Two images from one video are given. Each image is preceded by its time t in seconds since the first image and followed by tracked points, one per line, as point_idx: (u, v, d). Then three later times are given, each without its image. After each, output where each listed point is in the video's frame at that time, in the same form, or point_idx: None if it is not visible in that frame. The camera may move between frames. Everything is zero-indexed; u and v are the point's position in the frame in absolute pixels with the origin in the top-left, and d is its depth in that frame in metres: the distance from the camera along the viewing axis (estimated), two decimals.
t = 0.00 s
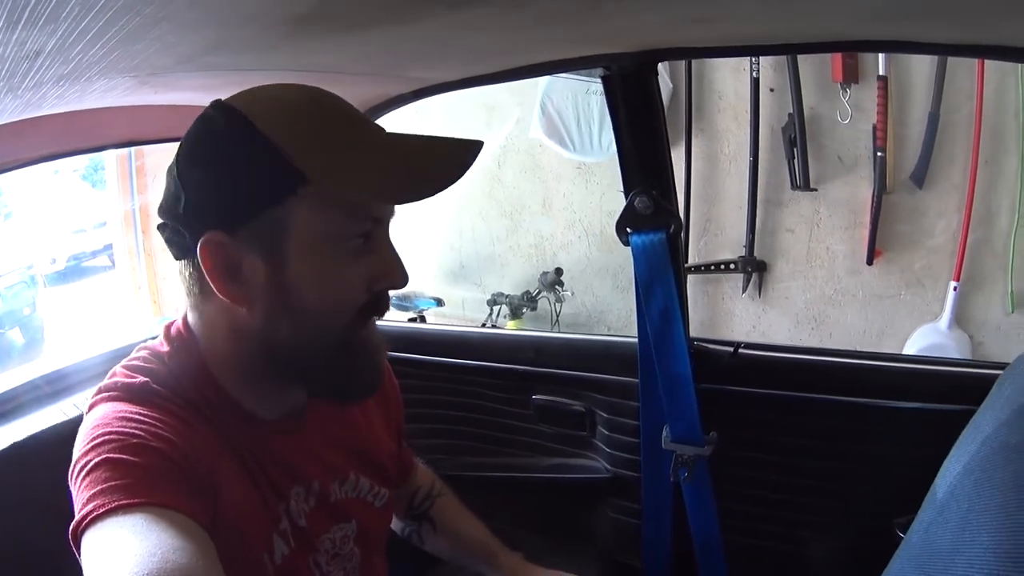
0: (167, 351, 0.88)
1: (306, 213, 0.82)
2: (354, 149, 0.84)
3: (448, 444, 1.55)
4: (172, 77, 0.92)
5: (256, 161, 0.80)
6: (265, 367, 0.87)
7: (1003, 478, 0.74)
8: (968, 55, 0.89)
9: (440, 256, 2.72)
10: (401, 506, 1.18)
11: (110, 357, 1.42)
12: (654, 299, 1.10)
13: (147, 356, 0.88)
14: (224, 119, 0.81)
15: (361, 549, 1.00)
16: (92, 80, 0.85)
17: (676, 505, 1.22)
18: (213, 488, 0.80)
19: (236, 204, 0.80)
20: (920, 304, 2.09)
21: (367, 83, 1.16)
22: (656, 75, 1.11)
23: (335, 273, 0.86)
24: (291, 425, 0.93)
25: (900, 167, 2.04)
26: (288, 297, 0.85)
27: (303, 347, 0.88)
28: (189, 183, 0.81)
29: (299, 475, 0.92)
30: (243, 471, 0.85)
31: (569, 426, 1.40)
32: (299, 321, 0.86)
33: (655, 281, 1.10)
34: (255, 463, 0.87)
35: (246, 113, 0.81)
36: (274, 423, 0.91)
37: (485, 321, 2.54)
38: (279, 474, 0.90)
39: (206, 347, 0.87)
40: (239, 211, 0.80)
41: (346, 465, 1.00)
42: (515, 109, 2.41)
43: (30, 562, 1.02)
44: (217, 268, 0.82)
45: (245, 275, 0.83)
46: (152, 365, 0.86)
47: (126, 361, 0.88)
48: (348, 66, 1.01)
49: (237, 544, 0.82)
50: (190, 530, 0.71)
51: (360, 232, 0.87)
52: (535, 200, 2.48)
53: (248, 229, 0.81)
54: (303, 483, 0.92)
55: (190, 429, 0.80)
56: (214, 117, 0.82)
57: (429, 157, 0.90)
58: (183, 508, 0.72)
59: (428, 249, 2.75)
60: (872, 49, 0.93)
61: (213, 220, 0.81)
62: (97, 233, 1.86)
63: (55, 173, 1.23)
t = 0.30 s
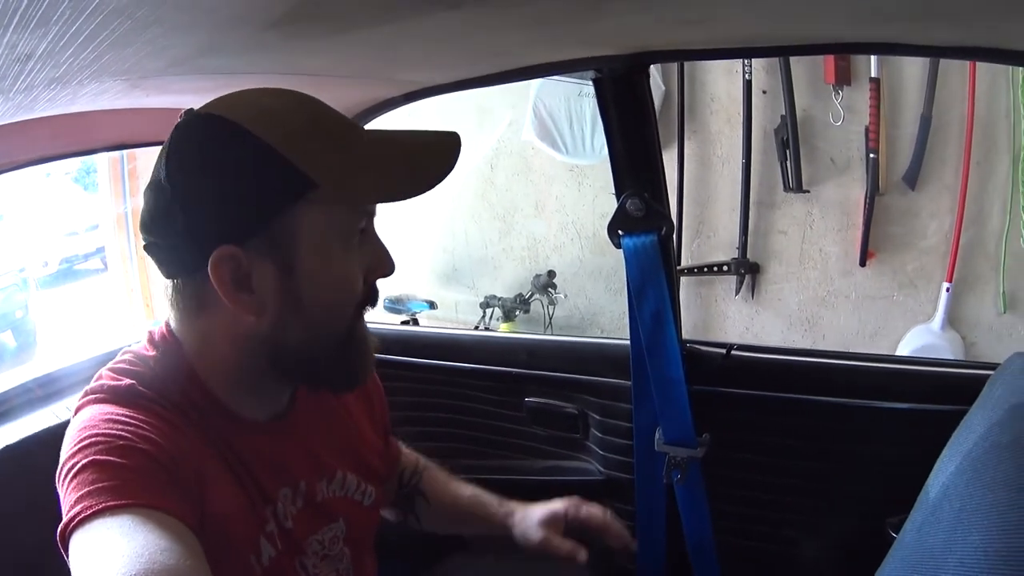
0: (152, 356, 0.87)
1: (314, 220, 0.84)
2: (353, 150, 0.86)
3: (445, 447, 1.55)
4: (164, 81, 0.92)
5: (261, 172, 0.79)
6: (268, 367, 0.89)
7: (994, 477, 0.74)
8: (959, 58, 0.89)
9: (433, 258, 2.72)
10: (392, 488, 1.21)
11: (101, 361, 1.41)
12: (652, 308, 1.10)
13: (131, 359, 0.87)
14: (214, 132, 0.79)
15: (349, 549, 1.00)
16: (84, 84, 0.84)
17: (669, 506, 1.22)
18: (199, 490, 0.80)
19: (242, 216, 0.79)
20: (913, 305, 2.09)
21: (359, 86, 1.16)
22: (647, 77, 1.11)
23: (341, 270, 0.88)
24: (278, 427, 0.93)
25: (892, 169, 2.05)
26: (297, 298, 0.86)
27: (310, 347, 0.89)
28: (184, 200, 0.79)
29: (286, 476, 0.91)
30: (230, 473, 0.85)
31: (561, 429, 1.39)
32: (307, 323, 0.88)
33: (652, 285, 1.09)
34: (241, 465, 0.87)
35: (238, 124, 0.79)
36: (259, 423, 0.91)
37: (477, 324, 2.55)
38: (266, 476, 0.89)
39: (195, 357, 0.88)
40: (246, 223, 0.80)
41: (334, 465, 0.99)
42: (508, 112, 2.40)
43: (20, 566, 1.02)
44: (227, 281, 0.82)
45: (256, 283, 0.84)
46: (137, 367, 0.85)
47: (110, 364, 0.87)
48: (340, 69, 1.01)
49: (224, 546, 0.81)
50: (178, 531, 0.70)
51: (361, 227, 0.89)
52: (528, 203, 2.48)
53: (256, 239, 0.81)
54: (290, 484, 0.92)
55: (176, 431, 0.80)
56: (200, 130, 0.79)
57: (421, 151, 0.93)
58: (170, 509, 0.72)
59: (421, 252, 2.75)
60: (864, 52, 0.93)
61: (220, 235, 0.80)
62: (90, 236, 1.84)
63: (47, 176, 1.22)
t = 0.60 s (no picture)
0: (141, 361, 0.87)
1: (304, 229, 0.84)
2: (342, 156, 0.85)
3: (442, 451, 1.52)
4: (165, 84, 0.92)
5: (255, 179, 0.79)
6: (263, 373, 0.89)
7: (991, 479, 0.75)
8: (957, 64, 0.90)
9: (431, 262, 2.72)
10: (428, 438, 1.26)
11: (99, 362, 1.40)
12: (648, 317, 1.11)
13: (120, 364, 0.87)
14: (201, 142, 0.78)
15: (346, 545, 1.00)
16: (86, 86, 0.84)
17: (668, 510, 1.22)
18: (191, 493, 0.80)
19: (234, 228, 0.79)
20: (911, 309, 2.10)
21: (360, 91, 1.16)
22: (647, 83, 1.11)
23: (332, 276, 0.88)
24: (269, 426, 0.93)
25: (890, 173, 2.05)
26: (288, 306, 0.86)
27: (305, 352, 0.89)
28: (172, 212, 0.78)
29: (280, 475, 0.92)
30: (223, 475, 0.85)
31: (562, 432, 1.41)
32: (301, 328, 0.88)
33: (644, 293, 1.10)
34: (234, 466, 0.87)
35: (225, 135, 0.78)
36: (251, 424, 0.91)
37: (475, 328, 2.54)
38: (260, 476, 0.89)
39: (186, 362, 0.87)
40: (239, 235, 0.80)
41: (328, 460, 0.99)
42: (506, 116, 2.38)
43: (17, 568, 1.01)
44: (220, 293, 0.82)
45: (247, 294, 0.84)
46: (127, 372, 0.85)
47: (100, 370, 0.87)
48: (342, 74, 1.02)
49: (218, 547, 0.81)
50: (173, 534, 0.71)
51: (349, 232, 0.89)
52: (527, 207, 2.49)
53: (248, 250, 0.82)
54: (284, 483, 0.92)
55: (167, 436, 0.80)
56: (185, 139, 0.78)
57: (411, 151, 0.91)
58: (163, 512, 0.72)
59: (420, 255, 2.75)
60: (861, 58, 0.93)
61: (211, 247, 0.80)
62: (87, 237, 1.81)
63: (45, 178, 1.22)
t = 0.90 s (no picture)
0: (129, 365, 0.86)
1: (293, 230, 0.84)
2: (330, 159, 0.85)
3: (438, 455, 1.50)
4: (163, 86, 0.92)
5: (243, 182, 0.78)
6: (249, 375, 0.88)
7: (986, 486, 0.74)
8: (955, 70, 0.89)
9: (430, 266, 2.72)
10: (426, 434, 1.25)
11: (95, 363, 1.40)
12: (640, 319, 1.10)
13: (108, 369, 0.86)
14: (190, 145, 0.78)
15: (336, 550, 1.00)
16: (83, 86, 0.84)
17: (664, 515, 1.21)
18: (180, 498, 0.80)
19: (223, 230, 0.79)
20: (909, 315, 2.10)
21: (359, 94, 1.16)
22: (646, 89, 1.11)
23: (321, 279, 0.88)
24: (258, 431, 0.93)
25: (889, 179, 2.05)
26: (277, 308, 0.86)
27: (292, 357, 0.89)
28: (160, 214, 0.78)
29: (269, 480, 0.91)
30: (211, 480, 0.84)
31: (560, 437, 1.39)
32: (289, 334, 0.88)
33: (641, 299, 1.09)
34: (223, 470, 0.86)
35: (216, 137, 0.78)
36: (239, 428, 0.90)
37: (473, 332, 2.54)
38: (249, 481, 0.89)
39: (174, 368, 0.87)
40: (227, 238, 0.79)
41: (318, 464, 0.99)
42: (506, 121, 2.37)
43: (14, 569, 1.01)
44: (209, 297, 0.82)
45: (236, 295, 0.83)
46: (116, 377, 0.85)
47: (88, 374, 0.87)
48: (341, 77, 1.01)
49: (207, 553, 0.81)
50: (162, 538, 0.70)
51: (338, 235, 0.90)
52: (526, 211, 2.49)
53: (236, 253, 0.81)
54: (273, 488, 0.92)
55: (156, 440, 0.80)
56: (176, 142, 0.78)
57: (400, 155, 0.92)
58: (152, 517, 0.72)
59: (419, 259, 2.75)
60: (859, 64, 0.93)
61: (199, 250, 0.80)
62: (86, 238, 1.76)
63: (43, 178, 1.22)
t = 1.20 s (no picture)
0: (128, 368, 0.86)
1: (286, 230, 0.84)
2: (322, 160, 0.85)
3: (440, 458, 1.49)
4: (164, 88, 0.92)
5: (236, 184, 0.79)
6: (245, 378, 0.88)
7: (987, 489, 0.74)
8: (956, 74, 0.90)
9: (431, 268, 2.72)
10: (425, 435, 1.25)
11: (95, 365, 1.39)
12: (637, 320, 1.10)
13: (106, 372, 0.86)
14: (185, 146, 0.78)
15: (336, 551, 1.00)
16: (84, 88, 0.84)
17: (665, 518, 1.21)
18: (179, 501, 0.79)
19: (217, 230, 0.80)
20: (910, 318, 2.10)
21: (360, 97, 1.16)
22: (648, 92, 1.11)
23: (315, 279, 0.88)
24: (256, 433, 0.93)
25: (890, 182, 2.05)
26: (271, 309, 0.87)
27: (287, 359, 0.88)
28: (156, 215, 0.78)
29: (267, 483, 0.91)
30: (210, 484, 0.84)
31: (560, 440, 1.39)
32: (284, 334, 0.88)
33: (639, 301, 1.09)
34: (221, 473, 0.86)
35: (209, 139, 0.78)
36: (237, 430, 0.90)
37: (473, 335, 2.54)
38: (247, 483, 0.89)
39: (171, 369, 0.87)
40: (221, 238, 0.80)
41: (316, 466, 0.99)
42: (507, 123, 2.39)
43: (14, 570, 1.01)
44: (202, 297, 0.82)
45: (230, 296, 0.84)
46: (114, 380, 0.85)
47: (86, 378, 0.86)
48: (341, 80, 1.02)
49: (208, 556, 0.81)
50: (162, 540, 0.70)
51: (331, 235, 0.90)
52: (526, 214, 2.49)
53: (229, 253, 0.82)
54: (272, 490, 0.92)
55: (154, 443, 0.80)
56: (172, 144, 0.78)
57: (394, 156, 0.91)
58: (152, 520, 0.72)
59: (419, 261, 2.74)
60: (859, 68, 0.94)
61: (194, 250, 0.80)
62: (87, 240, 1.76)
63: (43, 179, 1.22)
